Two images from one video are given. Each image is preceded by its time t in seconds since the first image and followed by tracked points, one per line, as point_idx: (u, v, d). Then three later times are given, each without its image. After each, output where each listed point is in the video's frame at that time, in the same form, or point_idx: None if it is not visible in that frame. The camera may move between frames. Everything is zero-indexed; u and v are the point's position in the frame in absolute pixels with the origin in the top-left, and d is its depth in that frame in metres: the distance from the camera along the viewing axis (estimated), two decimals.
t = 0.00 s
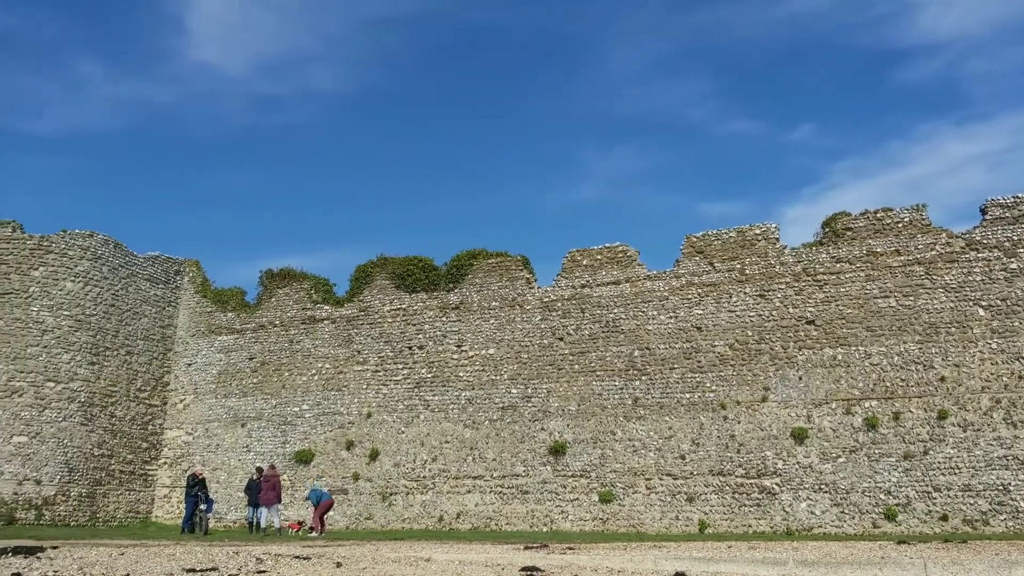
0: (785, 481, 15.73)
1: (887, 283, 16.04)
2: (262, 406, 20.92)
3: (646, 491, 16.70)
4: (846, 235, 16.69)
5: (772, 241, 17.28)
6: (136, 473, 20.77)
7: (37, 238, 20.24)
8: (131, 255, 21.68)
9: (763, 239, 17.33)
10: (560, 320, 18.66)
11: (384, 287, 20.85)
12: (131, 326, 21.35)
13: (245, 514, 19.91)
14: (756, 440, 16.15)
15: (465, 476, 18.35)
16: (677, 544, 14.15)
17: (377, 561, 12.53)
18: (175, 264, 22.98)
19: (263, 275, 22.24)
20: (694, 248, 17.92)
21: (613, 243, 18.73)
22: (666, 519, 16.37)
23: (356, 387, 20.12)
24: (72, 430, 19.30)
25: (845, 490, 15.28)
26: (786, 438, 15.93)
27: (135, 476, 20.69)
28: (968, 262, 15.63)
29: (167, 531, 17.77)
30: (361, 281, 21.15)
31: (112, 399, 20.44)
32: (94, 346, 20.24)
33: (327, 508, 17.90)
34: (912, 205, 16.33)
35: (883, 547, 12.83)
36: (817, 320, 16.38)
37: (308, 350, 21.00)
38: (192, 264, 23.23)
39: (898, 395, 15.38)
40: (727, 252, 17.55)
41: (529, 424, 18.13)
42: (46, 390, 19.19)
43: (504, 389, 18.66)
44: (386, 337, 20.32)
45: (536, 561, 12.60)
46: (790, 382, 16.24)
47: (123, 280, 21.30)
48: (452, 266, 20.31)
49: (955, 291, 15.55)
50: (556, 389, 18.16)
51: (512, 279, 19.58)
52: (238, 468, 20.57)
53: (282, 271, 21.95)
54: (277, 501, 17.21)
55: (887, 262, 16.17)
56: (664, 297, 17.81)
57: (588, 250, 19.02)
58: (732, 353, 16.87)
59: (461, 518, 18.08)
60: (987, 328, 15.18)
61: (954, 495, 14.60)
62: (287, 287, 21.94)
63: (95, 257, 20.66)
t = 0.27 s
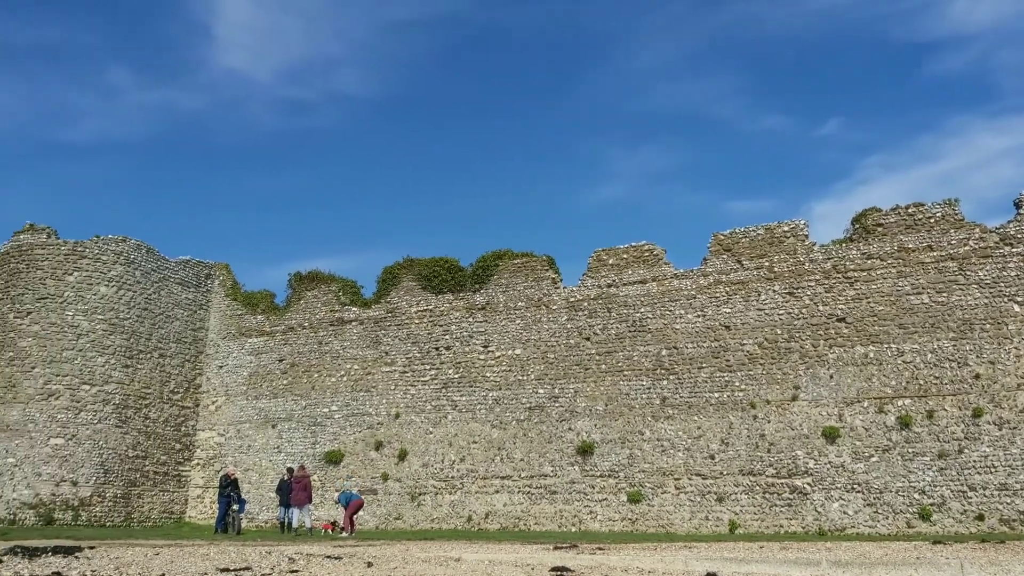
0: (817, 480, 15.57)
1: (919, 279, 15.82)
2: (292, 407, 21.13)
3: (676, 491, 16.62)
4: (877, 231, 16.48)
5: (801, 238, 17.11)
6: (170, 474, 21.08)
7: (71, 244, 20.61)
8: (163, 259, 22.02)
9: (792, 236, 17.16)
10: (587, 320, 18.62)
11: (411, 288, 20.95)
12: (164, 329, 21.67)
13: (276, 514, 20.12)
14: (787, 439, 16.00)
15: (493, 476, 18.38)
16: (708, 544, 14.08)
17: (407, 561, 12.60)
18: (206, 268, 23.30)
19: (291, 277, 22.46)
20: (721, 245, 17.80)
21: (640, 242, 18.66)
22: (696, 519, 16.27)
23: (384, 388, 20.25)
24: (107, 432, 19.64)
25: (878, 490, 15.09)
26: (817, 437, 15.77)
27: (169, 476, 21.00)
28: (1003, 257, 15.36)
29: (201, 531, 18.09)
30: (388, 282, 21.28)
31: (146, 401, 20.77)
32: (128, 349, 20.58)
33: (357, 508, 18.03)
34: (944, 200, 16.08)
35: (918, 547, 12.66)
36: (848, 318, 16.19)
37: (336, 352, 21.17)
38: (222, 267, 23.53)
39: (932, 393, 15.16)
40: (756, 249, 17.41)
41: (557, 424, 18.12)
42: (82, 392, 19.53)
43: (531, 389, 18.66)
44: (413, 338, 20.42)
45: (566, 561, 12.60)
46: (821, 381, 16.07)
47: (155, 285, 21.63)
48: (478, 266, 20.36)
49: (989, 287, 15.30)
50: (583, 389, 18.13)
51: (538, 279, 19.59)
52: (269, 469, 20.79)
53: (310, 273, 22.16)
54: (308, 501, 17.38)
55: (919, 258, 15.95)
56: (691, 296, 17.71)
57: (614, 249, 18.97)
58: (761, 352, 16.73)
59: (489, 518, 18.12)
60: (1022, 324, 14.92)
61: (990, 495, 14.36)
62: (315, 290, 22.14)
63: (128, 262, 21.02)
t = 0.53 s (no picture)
0: (851, 480, 15.38)
1: (954, 275, 15.56)
2: (323, 408, 21.31)
3: (707, 491, 16.50)
4: (909, 227, 16.24)
5: (832, 235, 16.91)
6: (204, 475, 21.36)
7: (106, 250, 20.97)
8: (195, 263, 22.33)
9: (822, 232, 16.97)
10: (615, 319, 18.56)
11: (438, 290, 21.04)
12: (197, 333, 21.98)
13: (308, 515, 20.31)
14: (819, 438, 15.82)
15: (522, 476, 18.38)
16: (741, 545, 13.96)
17: (439, 561, 12.65)
18: (237, 272, 23.60)
19: (321, 280, 22.67)
20: (750, 243, 17.66)
21: (667, 241, 18.57)
22: (727, 519, 16.15)
23: (413, 389, 20.34)
24: (143, 434, 19.95)
25: (914, 489, 14.86)
26: (851, 437, 15.57)
27: (203, 477, 21.28)
28: None
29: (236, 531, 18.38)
30: (416, 284, 21.39)
31: (180, 403, 21.07)
32: (162, 353, 20.89)
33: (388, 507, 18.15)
34: (978, 194, 15.80)
35: (956, 547, 12.46)
36: (881, 315, 15.97)
37: (366, 353, 21.32)
38: (252, 271, 23.81)
39: (968, 391, 14.91)
40: (785, 247, 17.24)
41: (586, 424, 18.08)
42: (118, 395, 19.86)
43: (559, 389, 18.64)
44: (441, 339, 20.49)
45: (597, 562, 12.57)
46: (853, 379, 15.87)
47: (188, 289, 21.94)
48: (505, 267, 20.39)
49: None
50: (612, 389, 18.07)
51: (565, 280, 19.56)
52: (301, 470, 20.99)
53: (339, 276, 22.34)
54: (340, 502, 17.53)
55: (953, 253, 15.69)
56: (720, 294, 17.58)
57: (641, 248, 18.89)
58: (792, 350, 16.56)
59: (519, 518, 18.13)
60: None
61: None
62: (344, 292, 22.32)
63: (161, 267, 21.35)
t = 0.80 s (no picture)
0: (887, 479, 15.16)
1: (992, 269, 15.26)
2: (354, 409, 21.48)
3: (740, 491, 16.36)
4: (945, 221, 15.97)
5: (865, 230, 16.68)
6: (239, 476, 21.64)
7: (141, 255, 21.32)
8: (228, 267, 22.62)
9: (855, 228, 16.75)
10: (644, 318, 18.47)
11: (467, 290, 21.11)
12: (231, 335, 22.27)
13: (341, 515, 20.48)
14: (854, 437, 15.61)
15: (553, 476, 18.37)
16: (776, 545, 13.82)
17: (471, 560, 12.68)
18: (269, 275, 23.88)
19: (351, 282, 22.85)
20: (781, 240, 17.49)
21: (696, 239, 18.45)
22: (761, 519, 16.00)
23: (443, 390, 20.42)
24: (179, 435, 20.25)
25: (953, 488, 14.61)
26: (887, 435, 15.34)
27: (238, 478, 21.56)
28: None
29: (272, 531, 18.48)
30: (445, 285, 21.48)
31: (215, 405, 21.36)
32: (197, 355, 21.19)
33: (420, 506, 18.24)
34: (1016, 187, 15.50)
35: (997, 547, 12.22)
36: (916, 311, 15.72)
37: (396, 354, 21.45)
38: (284, 274, 24.07)
39: (1008, 388, 14.62)
40: (817, 243, 17.04)
41: (616, 424, 18.02)
42: (154, 398, 20.18)
43: (589, 389, 18.60)
44: (471, 339, 20.55)
45: (629, 562, 12.52)
46: (889, 376, 15.64)
47: (221, 292, 22.24)
48: (533, 267, 20.39)
49: None
50: (642, 388, 17.99)
51: (594, 279, 19.51)
52: (334, 470, 21.17)
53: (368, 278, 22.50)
54: (372, 502, 17.64)
55: (990, 247, 15.40)
56: (751, 292, 17.42)
57: (670, 246, 18.79)
58: (825, 348, 16.36)
59: (550, 518, 18.12)
60: None
61: None
62: (374, 294, 22.48)
63: (195, 271, 21.65)
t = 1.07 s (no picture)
0: (925, 478, 14.90)
1: None
2: (386, 410, 21.61)
3: (774, 491, 16.19)
4: (982, 215, 15.67)
5: (899, 225, 16.42)
6: (274, 477, 21.88)
7: (176, 260, 21.64)
8: (260, 271, 22.89)
9: (889, 223, 16.49)
10: (674, 317, 18.36)
11: (495, 291, 21.14)
12: (264, 338, 22.52)
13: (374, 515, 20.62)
14: (891, 436, 15.37)
15: (584, 476, 18.33)
16: (812, 545, 13.65)
17: (504, 561, 12.70)
18: (300, 278, 24.12)
19: (380, 284, 23.00)
20: (813, 236, 17.28)
21: (726, 236, 18.29)
22: (796, 519, 15.82)
23: (474, 390, 20.46)
24: (215, 437, 20.52)
25: (993, 487, 14.32)
26: (924, 433, 15.09)
27: (272, 479, 21.80)
28: None
29: (306, 531, 18.68)
30: (473, 285, 21.53)
31: (250, 407, 21.62)
32: (231, 358, 21.46)
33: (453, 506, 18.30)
34: None
35: None
36: (954, 307, 15.44)
37: (426, 355, 21.54)
38: (315, 277, 24.31)
39: None
40: (851, 239, 16.81)
41: (647, 424, 17.92)
42: (190, 400, 20.47)
43: (619, 389, 18.52)
44: (500, 339, 20.57)
45: (663, 562, 12.45)
46: (926, 374, 15.38)
47: (254, 295, 22.50)
48: (561, 267, 20.36)
49: None
50: (673, 387, 17.87)
51: (622, 278, 19.43)
52: (366, 471, 21.33)
53: (398, 279, 22.63)
54: (404, 503, 17.74)
55: None
56: (783, 289, 17.24)
57: (700, 244, 18.66)
58: (860, 345, 16.13)
59: (582, 518, 18.08)
60: None
61: None
62: (404, 295, 22.61)
63: (229, 275, 21.92)
